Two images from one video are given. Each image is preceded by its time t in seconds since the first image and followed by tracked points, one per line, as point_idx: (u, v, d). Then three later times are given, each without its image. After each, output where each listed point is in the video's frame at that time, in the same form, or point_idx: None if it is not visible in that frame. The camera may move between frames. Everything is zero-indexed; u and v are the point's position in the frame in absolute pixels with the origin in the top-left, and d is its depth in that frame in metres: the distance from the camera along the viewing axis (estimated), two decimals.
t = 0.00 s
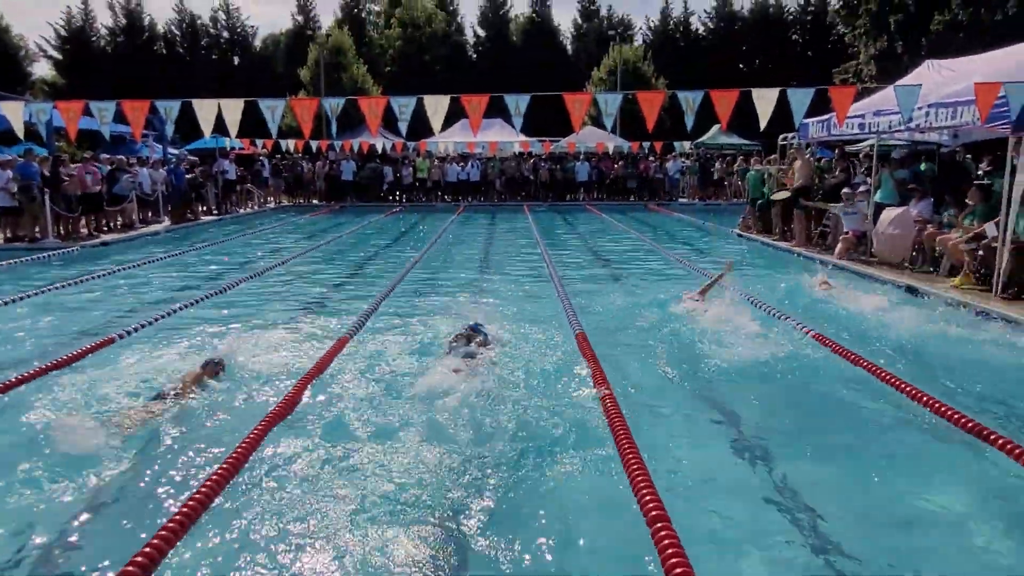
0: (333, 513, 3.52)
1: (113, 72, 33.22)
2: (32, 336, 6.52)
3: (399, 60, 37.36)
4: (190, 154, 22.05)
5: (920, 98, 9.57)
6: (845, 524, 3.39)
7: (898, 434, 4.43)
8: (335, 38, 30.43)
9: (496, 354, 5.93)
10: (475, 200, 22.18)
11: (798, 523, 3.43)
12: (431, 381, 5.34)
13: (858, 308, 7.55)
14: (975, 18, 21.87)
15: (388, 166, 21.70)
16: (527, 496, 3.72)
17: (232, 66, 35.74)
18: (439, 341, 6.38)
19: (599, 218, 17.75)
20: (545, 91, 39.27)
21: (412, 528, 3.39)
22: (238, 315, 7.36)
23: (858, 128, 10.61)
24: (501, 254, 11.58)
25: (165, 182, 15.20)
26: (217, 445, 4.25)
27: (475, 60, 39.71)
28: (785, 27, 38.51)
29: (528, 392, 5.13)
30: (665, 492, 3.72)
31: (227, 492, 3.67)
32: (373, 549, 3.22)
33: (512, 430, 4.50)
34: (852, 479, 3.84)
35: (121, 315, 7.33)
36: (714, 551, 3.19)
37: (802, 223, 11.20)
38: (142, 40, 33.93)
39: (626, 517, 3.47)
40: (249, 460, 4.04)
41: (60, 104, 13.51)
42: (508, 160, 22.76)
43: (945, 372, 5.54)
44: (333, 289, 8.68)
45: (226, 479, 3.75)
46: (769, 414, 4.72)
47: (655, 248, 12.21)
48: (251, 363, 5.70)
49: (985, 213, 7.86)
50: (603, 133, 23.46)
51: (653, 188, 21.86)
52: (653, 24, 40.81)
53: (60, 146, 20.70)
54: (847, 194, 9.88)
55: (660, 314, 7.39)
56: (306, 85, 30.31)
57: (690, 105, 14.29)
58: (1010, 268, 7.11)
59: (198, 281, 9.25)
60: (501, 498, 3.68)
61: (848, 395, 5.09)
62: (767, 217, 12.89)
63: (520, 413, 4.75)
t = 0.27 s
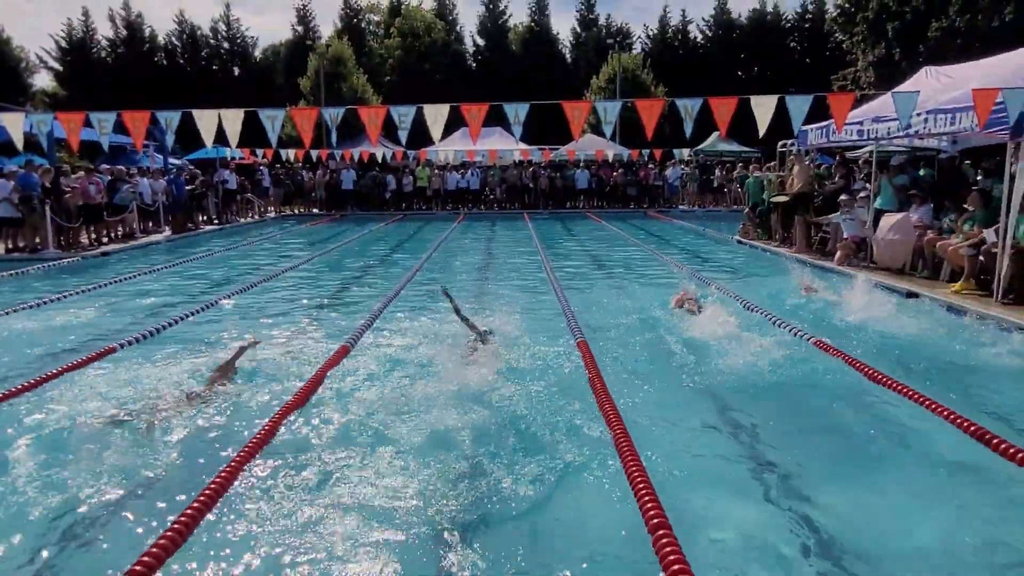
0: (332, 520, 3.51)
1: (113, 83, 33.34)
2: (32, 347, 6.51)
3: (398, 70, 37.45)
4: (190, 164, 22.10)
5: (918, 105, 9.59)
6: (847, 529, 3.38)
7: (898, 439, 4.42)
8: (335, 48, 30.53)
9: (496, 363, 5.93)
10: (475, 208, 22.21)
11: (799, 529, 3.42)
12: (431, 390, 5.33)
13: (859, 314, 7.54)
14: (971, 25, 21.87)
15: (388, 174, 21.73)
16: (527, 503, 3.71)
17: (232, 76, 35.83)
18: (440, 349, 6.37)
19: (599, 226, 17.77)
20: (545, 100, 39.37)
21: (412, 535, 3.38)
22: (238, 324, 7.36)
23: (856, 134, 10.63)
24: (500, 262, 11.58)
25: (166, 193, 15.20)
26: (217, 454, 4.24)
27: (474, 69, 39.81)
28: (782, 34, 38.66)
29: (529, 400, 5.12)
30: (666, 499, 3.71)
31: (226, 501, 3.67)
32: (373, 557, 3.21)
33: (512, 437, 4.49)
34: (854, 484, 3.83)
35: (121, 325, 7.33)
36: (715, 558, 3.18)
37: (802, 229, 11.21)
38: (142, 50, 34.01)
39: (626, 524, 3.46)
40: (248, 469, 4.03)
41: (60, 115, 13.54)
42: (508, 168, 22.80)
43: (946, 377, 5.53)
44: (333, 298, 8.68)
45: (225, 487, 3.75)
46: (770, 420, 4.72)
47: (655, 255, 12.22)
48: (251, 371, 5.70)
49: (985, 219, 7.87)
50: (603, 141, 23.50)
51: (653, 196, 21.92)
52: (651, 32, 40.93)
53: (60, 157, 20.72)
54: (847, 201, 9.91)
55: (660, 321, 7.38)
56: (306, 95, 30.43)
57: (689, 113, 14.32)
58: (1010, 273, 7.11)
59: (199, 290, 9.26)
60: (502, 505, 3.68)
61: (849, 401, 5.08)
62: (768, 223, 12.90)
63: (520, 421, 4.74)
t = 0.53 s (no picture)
0: (333, 525, 3.52)
1: (116, 87, 33.46)
2: (33, 350, 6.52)
3: (400, 75, 37.50)
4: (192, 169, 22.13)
5: (920, 112, 9.59)
6: (848, 537, 3.37)
7: (897, 446, 4.42)
8: (337, 54, 30.59)
9: (497, 369, 5.92)
10: (476, 214, 22.23)
11: (800, 536, 3.41)
12: (431, 394, 5.34)
13: (860, 322, 7.53)
14: (973, 33, 21.90)
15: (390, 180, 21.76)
16: (526, 509, 3.71)
17: (234, 82, 35.92)
18: (440, 355, 6.37)
19: (600, 232, 17.78)
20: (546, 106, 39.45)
21: (412, 541, 3.38)
22: (239, 329, 7.37)
23: (858, 141, 10.64)
24: (502, 267, 11.59)
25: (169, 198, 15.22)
26: (218, 458, 4.25)
27: (476, 75, 39.88)
28: (784, 41, 38.70)
29: (529, 405, 5.13)
30: (666, 505, 3.72)
31: (227, 505, 3.68)
32: (373, 562, 3.21)
33: (513, 443, 4.50)
34: (854, 491, 3.84)
35: (123, 329, 7.33)
36: (716, 565, 3.17)
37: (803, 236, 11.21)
38: (145, 55, 34.13)
39: (627, 531, 3.46)
40: (249, 473, 4.03)
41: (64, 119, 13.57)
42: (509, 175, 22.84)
43: (947, 385, 5.53)
44: (334, 303, 8.69)
45: (227, 491, 3.76)
46: (770, 426, 4.72)
47: (656, 262, 12.22)
48: (251, 376, 5.70)
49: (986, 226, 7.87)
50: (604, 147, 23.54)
51: (655, 202, 22.05)
52: (652, 39, 41.00)
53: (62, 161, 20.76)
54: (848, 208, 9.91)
55: (661, 327, 7.38)
56: (309, 100, 30.56)
57: (690, 119, 14.34)
58: (1012, 280, 7.11)
59: (200, 294, 9.28)
60: (503, 510, 3.69)
61: (849, 408, 5.08)
62: (769, 230, 12.90)
63: (521, 427, 4.75)
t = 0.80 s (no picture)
0: (330, 524, 3.50)
1: (116, 85, 33.43)
2: (30, 347, 6.50)
3: (401, 75, 37.47)
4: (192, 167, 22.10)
5: (920, 117, 9.58)
6: (846, 543, 3.34)
7: (896, 451, 4.39)
8: (338, 53, 30.56)
9: (495, 370, 5.88)
10: (475, 214, 22.20)
11: (799, 542, 3.38)
12: (429, 395, 5.33)
13: (859, 326, 7.50)
14: (973, 39, 21.94)
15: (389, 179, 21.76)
16: (523, 512, 3.67)
17: (234, 80, 35.91)
18: (438, 356, 6.34)
19: (600, 234, 17.77)
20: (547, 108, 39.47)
21: (407, 544, 3.34)
22: (237, 327, 7.36)
23: (857, 145, 10.65)
24: (500, 268, 11.58)
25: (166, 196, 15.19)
26: (215, 456, 4.24)
27: (476, 76, 39.86)
28: (784, 45, 38.70)
29: (527, 406, 5.12)
30: (663, 506, 3.70)
31: (224, 503, 3.66)
32: (368, 565, 3.18)
33: (511, 444, 4.49)
34: (851, 494, 3.83)
35: (119, 327, 7.29)
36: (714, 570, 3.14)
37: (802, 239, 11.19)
38: (146, 52, 34.11)
39: (625, 534, 3.43)
40: (243, 474, 3.99)
41: (63, 116, 13.53)
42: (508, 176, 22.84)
43: (945, 389, 5.52)
44: (332, 303, 8.68)
45: (224, 489, 3.74)
46: (768, 429, 4.71)
47: (655, 264, 12.20)
48: (249, 375, 5.69)
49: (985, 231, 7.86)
50: (604, 149, 23.53)
51: (654, 205, 22.07)
52: (653, 41, 41.00)
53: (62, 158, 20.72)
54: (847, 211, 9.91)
55: (659, 330, 7.35)
56: (309, 99, 30.57)
57: (691, 122, 14.32)
58: (1010, 286, 7.09)
59: (198, 293, 9.26)
60: (500, 511, 3.67)
61: (847, 411, 5.07)
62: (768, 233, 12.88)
63: (519, 428, 4.73)
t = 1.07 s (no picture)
0: (333, 523, 3.51)
1: (118, 83, 33.47)
2: (33, 345, 6.50)
3: (403, 75, 37.48)
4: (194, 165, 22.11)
5: (923, 119, 9.57)
6: (849, 544, 3.35)
7: (900, 452, 4.39)
8: (340, 52, 30.57)
9: (497, 370, 5.89)
10: (477, 214, 22.20)
11: (803, 544, 3.37)
12: (430, 394, 5.33)
13: (861, 328, 7.50)
14: (976, 41, 21.91)
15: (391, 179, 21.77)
16: (526, 512, 3.67)
17: (237, 79, 35.93)
18: (440, 355, 6.35)
19: (601, 234, 17.77)
20: (549, 109, 39.49)
21: (410, 543, 3.35)
22: (239, 326, 7.37)
23: (860, 147, 10.64)
24: (502, 268, 11.58)
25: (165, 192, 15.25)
26: (217, 454, 4.24)
27: (478, 76, 39.89)
28: (787, 46, 38.69)
29: (529, 406, 5.12)
30: (666, 507, 3.70)
31: (226, 502, 3.66)
32: (371, 563, 3.18)
33: (512, 444, 4.49)
34: (854, 495, 3.83)
35: (122, 325, 7.30)
36: (716, 570, 3.14)
37: (804, 241, 11.17)
38: (148, 51, 34.16)
39: (627, 535, 3.42)
40: (245, 472, 3.99)
41: (66, 114, 13.54)
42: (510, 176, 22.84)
43: (946, 391, 5.52)
44: (333, 301, 8.69)
45: (226, 488, 3.75)
46: (770, 430, 4.71)
47: (657, 265, 12.20)
48: (250, 374, 5.69)
49: (987, 233, 7.85)
50: (606, 149, 23.52)
51: (655, 206, 22.04)
52: (655, 42, 40.98)
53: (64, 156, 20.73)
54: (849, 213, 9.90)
55: (661, 331, 7.35)
56: (311, 98, 30.60)
57: (692, 123, 14.32)
58: (1012, 289, 7.09)
59: (200, 291, 9.27)
60: (502, 511, 3.67)
61: (849, 412, 5.08)
62: (770, 234, 12.87)
63: (521, 428, 4.73)
